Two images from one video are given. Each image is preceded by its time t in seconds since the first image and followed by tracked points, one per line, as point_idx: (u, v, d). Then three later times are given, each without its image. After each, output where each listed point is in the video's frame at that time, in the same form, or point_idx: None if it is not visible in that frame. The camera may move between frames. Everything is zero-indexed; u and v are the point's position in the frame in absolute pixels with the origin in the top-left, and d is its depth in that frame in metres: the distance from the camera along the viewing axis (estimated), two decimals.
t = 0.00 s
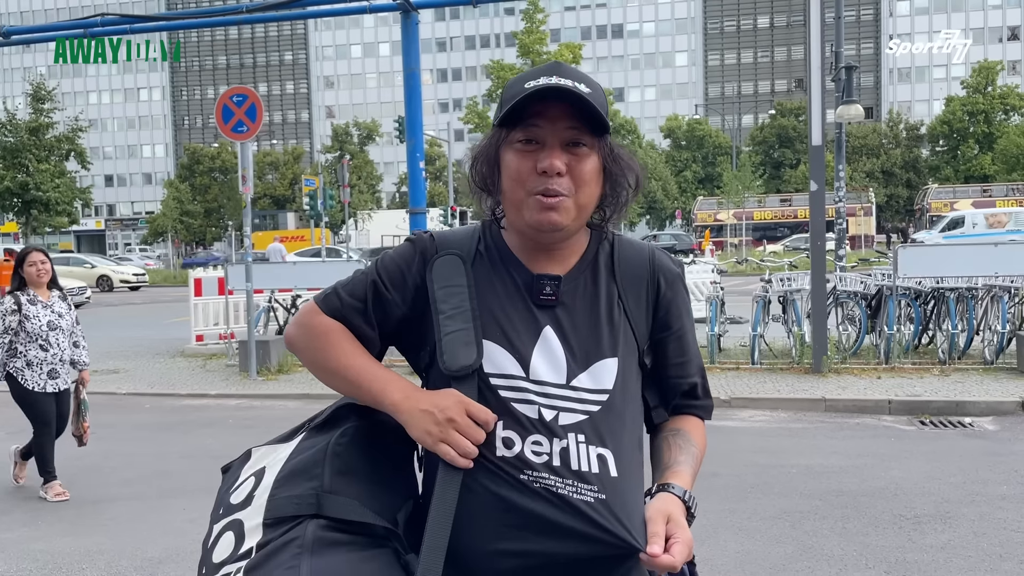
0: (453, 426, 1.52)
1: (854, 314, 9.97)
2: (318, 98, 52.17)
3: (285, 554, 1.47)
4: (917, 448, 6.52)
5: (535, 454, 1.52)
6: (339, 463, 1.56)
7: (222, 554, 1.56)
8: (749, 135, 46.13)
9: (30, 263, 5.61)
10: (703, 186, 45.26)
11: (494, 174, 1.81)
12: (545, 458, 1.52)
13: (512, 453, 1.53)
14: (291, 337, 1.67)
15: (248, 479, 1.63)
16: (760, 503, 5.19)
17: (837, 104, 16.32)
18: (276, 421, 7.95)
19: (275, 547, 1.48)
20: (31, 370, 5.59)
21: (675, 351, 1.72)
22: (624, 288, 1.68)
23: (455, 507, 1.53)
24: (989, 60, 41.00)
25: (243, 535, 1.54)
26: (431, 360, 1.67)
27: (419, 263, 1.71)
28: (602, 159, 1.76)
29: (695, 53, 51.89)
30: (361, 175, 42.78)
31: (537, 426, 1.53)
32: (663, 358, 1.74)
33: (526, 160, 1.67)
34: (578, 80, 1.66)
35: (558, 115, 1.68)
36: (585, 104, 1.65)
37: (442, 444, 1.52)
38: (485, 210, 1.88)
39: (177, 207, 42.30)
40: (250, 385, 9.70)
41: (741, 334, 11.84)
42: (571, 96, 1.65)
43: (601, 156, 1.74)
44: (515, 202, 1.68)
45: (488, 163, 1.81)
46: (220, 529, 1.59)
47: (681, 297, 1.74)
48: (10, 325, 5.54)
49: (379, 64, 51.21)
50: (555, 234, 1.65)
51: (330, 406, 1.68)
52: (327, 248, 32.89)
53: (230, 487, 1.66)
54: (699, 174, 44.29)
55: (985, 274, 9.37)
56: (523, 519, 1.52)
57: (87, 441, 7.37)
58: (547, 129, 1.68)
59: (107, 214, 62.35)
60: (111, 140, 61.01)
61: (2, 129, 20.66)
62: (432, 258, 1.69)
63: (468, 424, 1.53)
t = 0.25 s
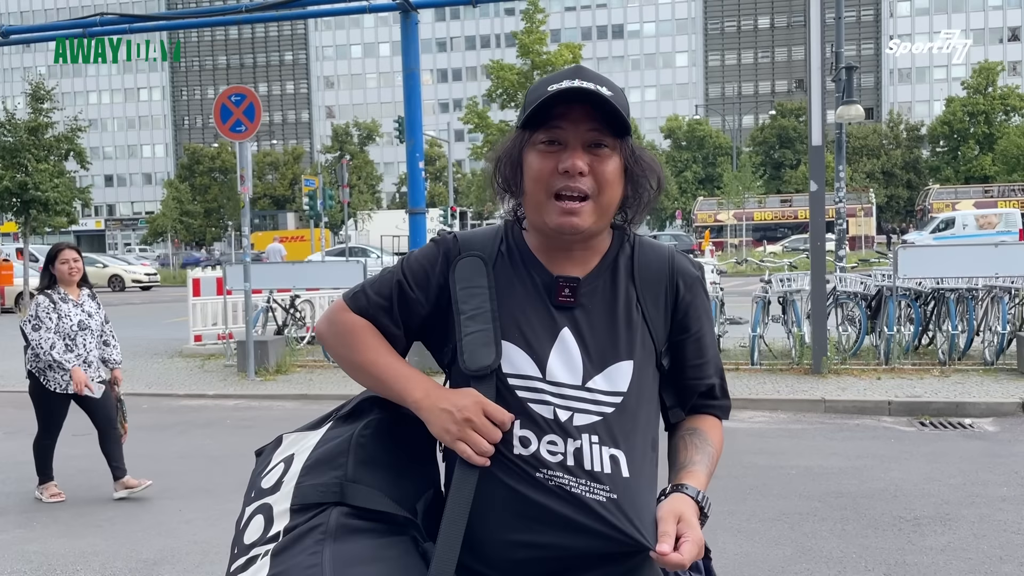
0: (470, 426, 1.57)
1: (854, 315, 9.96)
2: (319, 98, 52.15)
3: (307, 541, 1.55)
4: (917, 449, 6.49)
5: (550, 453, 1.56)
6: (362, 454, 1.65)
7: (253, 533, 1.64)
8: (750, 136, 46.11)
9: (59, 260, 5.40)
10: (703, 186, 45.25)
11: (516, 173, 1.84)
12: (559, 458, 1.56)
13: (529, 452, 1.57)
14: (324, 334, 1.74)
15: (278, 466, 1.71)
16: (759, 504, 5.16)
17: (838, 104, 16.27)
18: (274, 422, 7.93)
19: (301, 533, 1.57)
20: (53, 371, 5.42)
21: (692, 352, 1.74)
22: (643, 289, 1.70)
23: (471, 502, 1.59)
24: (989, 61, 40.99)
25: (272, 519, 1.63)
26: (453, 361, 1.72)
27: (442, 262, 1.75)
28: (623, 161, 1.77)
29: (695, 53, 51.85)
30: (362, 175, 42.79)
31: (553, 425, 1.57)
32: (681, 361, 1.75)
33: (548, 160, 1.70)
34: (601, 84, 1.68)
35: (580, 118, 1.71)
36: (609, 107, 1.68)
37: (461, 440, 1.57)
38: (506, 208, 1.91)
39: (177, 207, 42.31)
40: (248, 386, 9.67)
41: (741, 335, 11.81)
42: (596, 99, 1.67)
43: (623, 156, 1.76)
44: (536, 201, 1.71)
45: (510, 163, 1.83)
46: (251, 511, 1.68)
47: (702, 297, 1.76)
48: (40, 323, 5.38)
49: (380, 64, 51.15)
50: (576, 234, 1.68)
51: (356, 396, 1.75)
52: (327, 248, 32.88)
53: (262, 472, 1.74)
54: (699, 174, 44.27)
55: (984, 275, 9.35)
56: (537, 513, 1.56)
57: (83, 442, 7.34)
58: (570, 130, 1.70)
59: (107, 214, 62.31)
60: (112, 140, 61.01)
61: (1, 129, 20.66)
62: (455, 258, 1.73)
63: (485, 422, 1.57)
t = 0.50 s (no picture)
0: (471, 423, 1.58)
1: (854, 315, 9.94)
2: (318, 98, 52.10)
3: (320, 527, 1.58)
4: (919, 451, 6.45)
5: (544, 446, 1.58)
6: (372, 443, 1.66)
7: (269, 518, 1.66)
8: (748, 136, 46.10)
9: (103, 262, 5.24)
10: (702, 187, 45.22)
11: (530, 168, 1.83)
12: (552, 449, 1.58)
13: (523, 445, 1.59)
14: (340, 327, 1.77)
15: (293, 453, 1.72)
16: (760, 506, 5.14)
17: (837, 105, 16.24)
18: (274, 422, 7.91)
19: (311, 523, 1.60)
20: (101, 375, 5.26)
21: (699, 356, 1.69)
22: (647, 287, 1.67)
23: (473, 492, 1.61)
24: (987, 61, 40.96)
25: (286, 504, 1.65)
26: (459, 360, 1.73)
27: (453, 257, 1.76)
28: (633, 154, 1.73)
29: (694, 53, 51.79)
30: (361, 175, 42.79)
31: (549, 419, 1.59)
32: (687, 365, 1.70)
33: (554, 149, 1.70)
34: (614, 77, 1.67)
35: (588, 110, 1.70)
36: (620, 100, 1.67)
37: (462, 436, 1.58)
38: (524, 205, 1.91)
39: (175, 207, 42.29)
40: (247, 386, 9.62)
41: (741, 335, 11.77)
42: (606, 92, 1.67)
43: (632, 148, 1.72)
44: (541, 188, 1.70)
45: (525, 156, 1.83)
46: (267, 495, 1.70)
47: (713, 299, 1.70)
48: (84, 325, 5.18)
49: (379, 64, 51.08)
50: (578, 225, 1.66)
51: (371, 387, 1.77)
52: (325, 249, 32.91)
53: (279, 456, 1.75)
54: (698, 175, 44.24)
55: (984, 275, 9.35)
56: (536, 508, 1.58)
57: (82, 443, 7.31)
58: (577, 120, 1.70)
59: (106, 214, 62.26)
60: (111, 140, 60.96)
61: (0, 128, 20.62)
62: (465, 254, 1.74)
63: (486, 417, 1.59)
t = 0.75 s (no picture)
0: (463, 426, 1.57)
1: (855, 316, 9.93)
2: (316, 99, 52.04)
3: (319, 526, 1.56)
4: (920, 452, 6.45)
5: (531, 450, 1.56)
6: (373, 444, 1.66)
7: (272, 515, 1.65)
8: (747, 137, 46.08)
9: (144, 257, 5.12)
10: (701, 187, 45.22)
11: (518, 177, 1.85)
12: (540, 454, 1.55)
13: (512, 449, 1.57)
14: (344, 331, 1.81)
15: (295, 453, 1.72)
16: (762, 508, 5.13)
17: (836, 106, 16.23)
18: (274, 423, 7.89)
19: (311, 521, 1.58)
20: (144, 372, 5.06)
21: (692, 363, 1.60)
22: (634, 293, 1.62)
23: (468, 499, 1.59)
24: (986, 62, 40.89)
25: (289, 503, 1.64)
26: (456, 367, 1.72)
27: (450, 260, 1.78)
28: (591, 141, 1.66)
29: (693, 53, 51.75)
30: (359, 175, 42.77)
31: (540, 422, 1.56)
32: (678, 373, 1.62)
33: (517, 151, 1.70)
34: (567, 76, 1.68)
35: (545, 107, 1.69)
36: (566, 95, 1.65)
37: (453, 438, 1.57)
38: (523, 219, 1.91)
39: (173, 207, 42.24)
40: (247, 387, 9.60)
41: (742, 336, 11.76)
42: (552, 88, 1.66)
43: (590, 138, 1.66)
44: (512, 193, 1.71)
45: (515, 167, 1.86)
46: (269, 494, 1.69)
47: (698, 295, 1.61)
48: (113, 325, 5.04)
49: (377, 64, 51.01)
50: (547, 222, 1.66)
51: (374, 388, 1.78)
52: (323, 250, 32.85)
53: (282, 456, 1.75)
54: (696, 175, 44.21)
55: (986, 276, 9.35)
56: (526, 510, 1.56)
57: (81, 444, 7.28)
58: (534, 119, 1.70)
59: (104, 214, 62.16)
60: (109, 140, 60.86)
61: None
62: (460, 261, 1.75)
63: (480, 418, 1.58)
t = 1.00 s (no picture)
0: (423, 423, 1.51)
1: (854, 317, 9.96)
2: (312, 99, 51.92)
3: (307, 539, 1.60)
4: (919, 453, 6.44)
5: (496, 453, 1.58)
6: (353, 454, 1.67)
7: (256, 528, 1.67)
8: (743, 137, 46.11)
9: (179, 264, 4.90)
10: (697, 187, 45.22)
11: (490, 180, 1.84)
12: (505, 456, 1.58)
13: (477, 453, 1.59)
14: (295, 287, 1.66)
15: (275, 463, 1.73)
16: (763, 510, 5.11)
17: (833, 106, 16.23)
18: (272, 424, 7.85)
19: (296, 535, 1.61)
20: (182, 384, 4.87)
21: (645, 363, 1.59)
22: (594, 306, 1.62)
23: (440, 504, 1.62)
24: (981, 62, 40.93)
25: (273, 516, 1.67)
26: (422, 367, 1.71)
27: (419, 259, 1.77)
28: (576, 157, 1.71)
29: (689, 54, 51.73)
30: (355, 175, 42.70)
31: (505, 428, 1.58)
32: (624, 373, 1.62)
33: (498, 160, 1.71)
34: (549, 89, 1.69)
35: (526, 117, 1.71)
36: (554, 108, 1.67)
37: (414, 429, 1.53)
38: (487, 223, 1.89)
39: (169, 207, 42.09)
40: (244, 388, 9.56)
41: (740, 336, 11.75)
42: (541, 101, 1.67)
43: (572, 149, 1.70)
44: (489, 198, 1.71)
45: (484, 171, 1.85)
46: (252, 505, 1.70)
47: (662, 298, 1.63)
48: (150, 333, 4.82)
49: (373, 64, 50.93)
50: (529, 226, 1.66)
51: (350, 396, 1.77)
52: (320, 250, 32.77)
53: (261, 465, 1.75)
54: (693, 176, 44.20)
55: (984, 276, 9.40)
56: (495, 516, 1.58)
57: (77, 446, 7.23)
58: (517, 130, 1.71)
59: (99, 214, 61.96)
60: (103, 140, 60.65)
61: None
62: (432, 262, 1.74)
63: (451, 427, 1.60)
